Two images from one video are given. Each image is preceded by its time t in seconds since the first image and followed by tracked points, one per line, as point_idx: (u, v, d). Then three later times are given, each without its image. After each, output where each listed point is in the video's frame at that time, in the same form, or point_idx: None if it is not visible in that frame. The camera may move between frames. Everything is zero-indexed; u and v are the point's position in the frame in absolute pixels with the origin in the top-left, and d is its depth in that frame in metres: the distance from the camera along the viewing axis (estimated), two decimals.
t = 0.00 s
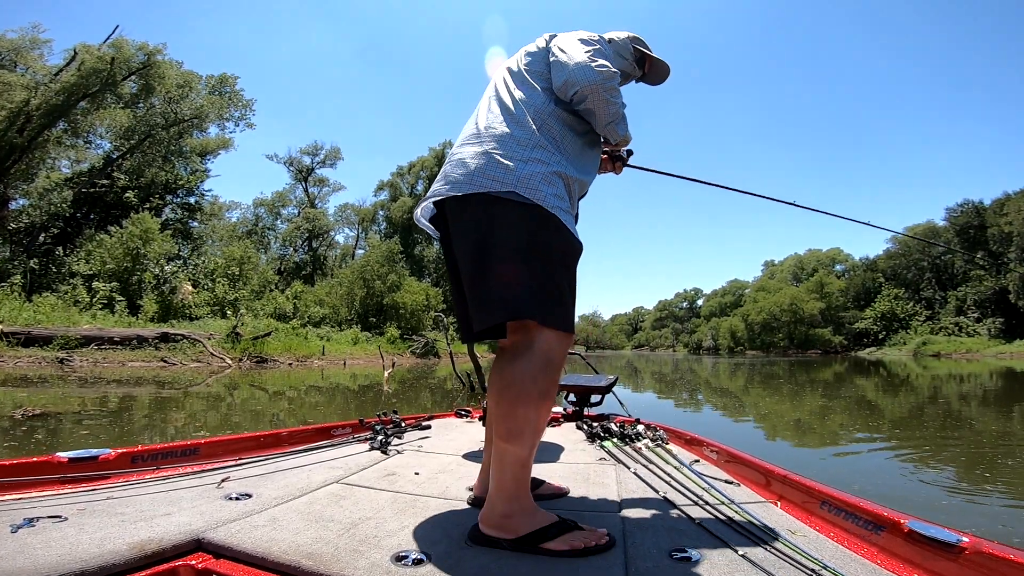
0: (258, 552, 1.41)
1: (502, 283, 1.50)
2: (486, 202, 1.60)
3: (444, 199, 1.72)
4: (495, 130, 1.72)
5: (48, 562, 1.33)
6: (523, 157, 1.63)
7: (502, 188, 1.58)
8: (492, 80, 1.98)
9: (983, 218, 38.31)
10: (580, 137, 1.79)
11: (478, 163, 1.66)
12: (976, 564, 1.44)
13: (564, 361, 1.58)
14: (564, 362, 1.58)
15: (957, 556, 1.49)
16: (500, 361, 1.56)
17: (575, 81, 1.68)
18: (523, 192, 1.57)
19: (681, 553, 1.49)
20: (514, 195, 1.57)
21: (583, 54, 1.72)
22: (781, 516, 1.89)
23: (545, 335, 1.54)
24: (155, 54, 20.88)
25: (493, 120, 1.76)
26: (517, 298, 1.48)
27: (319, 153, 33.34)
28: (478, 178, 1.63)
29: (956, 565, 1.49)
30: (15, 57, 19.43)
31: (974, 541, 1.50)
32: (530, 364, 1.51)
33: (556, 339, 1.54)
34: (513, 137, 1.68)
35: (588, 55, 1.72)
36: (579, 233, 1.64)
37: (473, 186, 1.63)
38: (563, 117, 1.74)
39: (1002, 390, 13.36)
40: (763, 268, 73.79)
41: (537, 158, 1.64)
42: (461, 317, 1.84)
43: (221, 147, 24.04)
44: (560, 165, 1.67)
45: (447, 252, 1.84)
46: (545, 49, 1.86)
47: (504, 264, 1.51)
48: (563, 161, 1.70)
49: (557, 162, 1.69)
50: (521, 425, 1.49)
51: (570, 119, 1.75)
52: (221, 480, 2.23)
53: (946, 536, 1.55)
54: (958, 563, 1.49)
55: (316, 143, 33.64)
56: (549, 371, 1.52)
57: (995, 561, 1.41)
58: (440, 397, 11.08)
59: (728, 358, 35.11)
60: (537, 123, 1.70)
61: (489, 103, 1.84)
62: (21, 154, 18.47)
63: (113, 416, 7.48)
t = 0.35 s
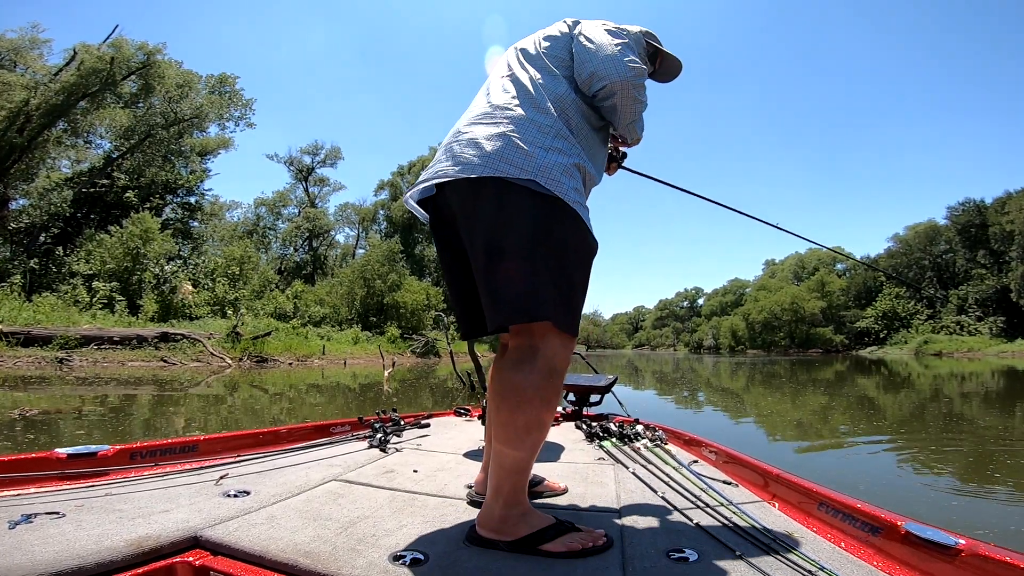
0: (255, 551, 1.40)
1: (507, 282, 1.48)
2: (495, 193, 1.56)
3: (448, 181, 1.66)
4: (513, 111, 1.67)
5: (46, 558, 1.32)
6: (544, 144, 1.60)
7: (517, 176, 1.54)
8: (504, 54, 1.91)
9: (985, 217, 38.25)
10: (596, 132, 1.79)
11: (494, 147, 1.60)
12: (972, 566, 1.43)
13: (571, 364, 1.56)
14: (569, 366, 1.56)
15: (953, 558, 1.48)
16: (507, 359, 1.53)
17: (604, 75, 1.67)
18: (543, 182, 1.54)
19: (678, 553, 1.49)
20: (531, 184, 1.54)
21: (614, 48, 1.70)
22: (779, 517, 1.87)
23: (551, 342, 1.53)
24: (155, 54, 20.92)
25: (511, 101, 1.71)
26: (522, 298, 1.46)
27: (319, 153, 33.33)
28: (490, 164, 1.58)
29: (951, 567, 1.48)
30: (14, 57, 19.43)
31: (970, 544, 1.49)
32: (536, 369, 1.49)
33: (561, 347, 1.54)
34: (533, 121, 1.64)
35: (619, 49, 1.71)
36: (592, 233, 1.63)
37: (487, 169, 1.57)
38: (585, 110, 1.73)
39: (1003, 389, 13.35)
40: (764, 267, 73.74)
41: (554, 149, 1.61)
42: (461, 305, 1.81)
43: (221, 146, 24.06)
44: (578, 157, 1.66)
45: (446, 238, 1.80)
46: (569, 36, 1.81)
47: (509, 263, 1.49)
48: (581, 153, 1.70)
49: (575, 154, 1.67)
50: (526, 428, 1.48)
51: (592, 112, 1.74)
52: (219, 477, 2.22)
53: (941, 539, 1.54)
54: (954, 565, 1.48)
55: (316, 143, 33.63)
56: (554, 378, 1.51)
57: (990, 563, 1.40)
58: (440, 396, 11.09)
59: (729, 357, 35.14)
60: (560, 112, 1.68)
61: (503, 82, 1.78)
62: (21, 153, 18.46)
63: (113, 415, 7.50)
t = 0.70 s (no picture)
0: (256, 548, 1.39)
1: (505, 284, 1.46)
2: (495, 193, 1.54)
3: (446, 182, 1.64)
4: (510, 116, 1.67)
5: (47, 556, 1.31)
6: (541, 149, 1.60)
7: (518, 179, 1.53)
8: (503, 59, 1.91)
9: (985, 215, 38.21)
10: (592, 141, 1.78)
11: (493, 151, 1.59)
12: (972, 566, 1.42)
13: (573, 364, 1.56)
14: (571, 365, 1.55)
15: (951, 557, 1.47)
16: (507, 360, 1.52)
17: (600, 85, 1.67)
18: (542, 186, 1.54)
19: (677, 551, 1.47)
20: (531, 188, 1.53)
21: (609, 60, 1.70)
22: (778, 516, 1.86)
23: (555, 340, 1.52)
24: (154, 55, 20.91)
25: (508, 106, 1.70)
26: (522, 299, 1.45)
27: (319, 153, 33.29)
28: (491, 166, 1.57)
29: (950, 567, 1.47)
30: (13, 59, 19.41)
31: (971, 544, 1.48)
32: (542, 366, 1.49)
33: (565, 347, 1.54)
34: (530, 126, 1.64)
35: (613, 61, 1.71)
36: (591, 233, 1.62)
37: (486, 171, 1.56)
38: (581, 118, 1.72)
39: (1004, 388, 13.34)
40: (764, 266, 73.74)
41: (553, 153, 1.60)
42: (453, 305, 1.78)
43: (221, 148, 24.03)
44: (574, 163, 1.66)
45: (439, 238, 1.76)
46: (566, 45, 1.81)
47: (508, 263, 1.47)
48: (578, 158, 1.71)
49: (571, 160, 1.67)
50: (528, 428, 1.47)
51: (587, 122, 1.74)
52: (220, 475, 2.22)
53: (941, 538, 1.52)
54: (953, 564, 1.47)
55: (315, 143, 33.59)
56: (558, 375, 1.50)
57: (991, 563, 1.39)
58: (441, 396, 11.08)
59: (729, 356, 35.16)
60: (557, 119, 1.68)
61: (502, 85, 1.78)
62: (20, 155, 18.45)
63: (113, 417, 7.48)
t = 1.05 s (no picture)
0: (259, 551, 1.38)
1: (505, 283, 1.46)
2: (492, 197, 1.54)
3: (446, 189, 1.64)
4: (505, 126, 1.66)
5: (52, 560, 1.30)
6: (535, 155, 1.59)
7: (514, 186, 1.53)
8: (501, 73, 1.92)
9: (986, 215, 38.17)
10: (585, 151, 1.76)
11: (489, 160, 1.59)
12: (976, 562, 1.40)
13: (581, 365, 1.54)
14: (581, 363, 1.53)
15: (957, 554, 1.46)
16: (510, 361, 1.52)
17: (588, 99, 1.65)
18: (537, 191, 1.53)
19: (681, 551, 1.46)
20: (525, 194, 1.53)
21: (600, 70, 1.68)
22: (781, 514, 1.85)
23: (566, 330, 1.51)
24: (154, 56, 20.91)
25: (502, 115, 1.70)
26: (523, 300, 1.44)
27: (319, 154, 33.29)
28: (488, 173, 1.57)
29: (956, 564, 1.46)
30: (13, 59, 19.40)
31: (975, 540, 1.47)
32: (549, 358, 1.48)
33: (578, 334, 1.52)
34: (523, 135, 1.63)
35: (604, 71, 1.68)
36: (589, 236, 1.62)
37: (484, 180, 1.57)
38: (575, 127, 1.70)
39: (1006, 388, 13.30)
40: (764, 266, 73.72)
41: (547, 159, 1.59)
42: (457, 308, 1.77)
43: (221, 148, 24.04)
44: (569, 169, 1.64)
45: (444, 244, 1.76)
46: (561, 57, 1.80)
47: (508, 263, 1.47)
48: (573, 165, 1.69)
49: (566, 167, 1.64)
50: (531, 426, 1.46)
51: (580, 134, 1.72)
52: (222, 478, 2.21)
53: (946, 534, 1.51)
54: (958, 561, 1.46)
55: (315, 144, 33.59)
56: (567, 366, 1.49)
57: (996, 560, 1.38)
58: (441, 397, 11.08)
59: (729, 357, 35.19)
60: (550, 128, 1.66)
61: (497, 96, 1.79)
62: (20, 156, 18.42)
63: (114, 418, 7.47)
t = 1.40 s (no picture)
0: (261, 552, 1.38)
1: (505, 282, 1.46)
2: (488, 199, 1.54)
3: (440, 196, 1.64)
4: (496, 131, 1.66)
5: (53, 562, 1.30)
6: (525, 158, 1.58)
7: (509, 189, 1.53)
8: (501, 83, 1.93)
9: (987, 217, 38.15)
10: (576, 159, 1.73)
11: (480, 165, 1.59)
12: (977, 562, 1.40)
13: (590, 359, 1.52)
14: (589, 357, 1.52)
15: (959, 554, 1.45)
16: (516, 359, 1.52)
17: (575, 104, 1.63)
18: (529, 192, 1.53)
19: (681, 551, 1.45)
20: (518, 196, 1.52)
21: (590, 77, 1.67)
22: (782, 514, 1.84)
23: (575, 324, 1.50)
24: (156, 54, 20.91)
25: (493, 121, 1.70)
26: (528, 300, 1.44)
27: (320, 153, 33.31)
28: (483, 178, 1.56)
29: (957, 564, 1.45)
30: (15, 58, 19.42)
31: (976, 539, 1.46)
32: (553, 354, 1.46)
33: (584, 327, 1.50)
34: (512, 139, 1.62)
35: (594, 79, 1.67)
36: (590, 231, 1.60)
37: (476, 185, 1.56)
38: (563, 134, 1.68)
39: (1007, 390, 13.28)
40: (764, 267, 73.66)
41: (538, 161, 1.58)
42: (458, 310, 1.77)
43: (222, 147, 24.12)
44: (560, 171, 1.63)
45: (442, 249, 1.75)
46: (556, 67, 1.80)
47: (507, 263, 1.47)
48: (564, 168, 1.67)
49: (558, 170, 1.63)
50: (534, 425, 1.45)
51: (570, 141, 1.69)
52: (223, 480, 2.20)
53: (948, 535, 1.50)
54: (959, 561, 1.45)
55: (316, 143, 33.62)
56: (573, 361, 1.47)
57: (1000, 559, 1.37)
58: (441, 397, 11.08)
59: (730, 357, 35.22)
60: (539, 132, 1.65)
61: (491, 103, 1.80)
62: (21, 154, 18.42)
63: (113, 417, 7.46)
